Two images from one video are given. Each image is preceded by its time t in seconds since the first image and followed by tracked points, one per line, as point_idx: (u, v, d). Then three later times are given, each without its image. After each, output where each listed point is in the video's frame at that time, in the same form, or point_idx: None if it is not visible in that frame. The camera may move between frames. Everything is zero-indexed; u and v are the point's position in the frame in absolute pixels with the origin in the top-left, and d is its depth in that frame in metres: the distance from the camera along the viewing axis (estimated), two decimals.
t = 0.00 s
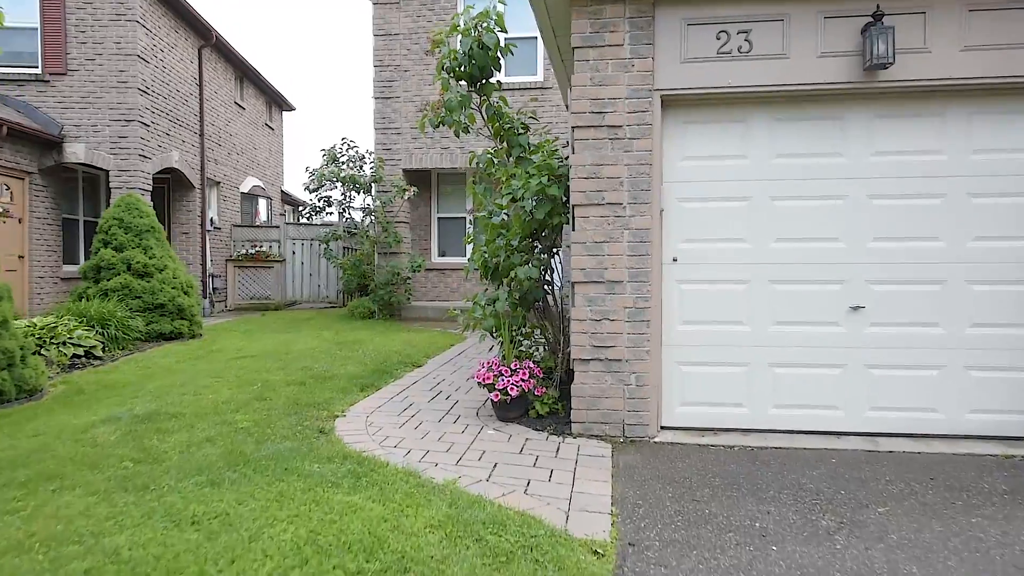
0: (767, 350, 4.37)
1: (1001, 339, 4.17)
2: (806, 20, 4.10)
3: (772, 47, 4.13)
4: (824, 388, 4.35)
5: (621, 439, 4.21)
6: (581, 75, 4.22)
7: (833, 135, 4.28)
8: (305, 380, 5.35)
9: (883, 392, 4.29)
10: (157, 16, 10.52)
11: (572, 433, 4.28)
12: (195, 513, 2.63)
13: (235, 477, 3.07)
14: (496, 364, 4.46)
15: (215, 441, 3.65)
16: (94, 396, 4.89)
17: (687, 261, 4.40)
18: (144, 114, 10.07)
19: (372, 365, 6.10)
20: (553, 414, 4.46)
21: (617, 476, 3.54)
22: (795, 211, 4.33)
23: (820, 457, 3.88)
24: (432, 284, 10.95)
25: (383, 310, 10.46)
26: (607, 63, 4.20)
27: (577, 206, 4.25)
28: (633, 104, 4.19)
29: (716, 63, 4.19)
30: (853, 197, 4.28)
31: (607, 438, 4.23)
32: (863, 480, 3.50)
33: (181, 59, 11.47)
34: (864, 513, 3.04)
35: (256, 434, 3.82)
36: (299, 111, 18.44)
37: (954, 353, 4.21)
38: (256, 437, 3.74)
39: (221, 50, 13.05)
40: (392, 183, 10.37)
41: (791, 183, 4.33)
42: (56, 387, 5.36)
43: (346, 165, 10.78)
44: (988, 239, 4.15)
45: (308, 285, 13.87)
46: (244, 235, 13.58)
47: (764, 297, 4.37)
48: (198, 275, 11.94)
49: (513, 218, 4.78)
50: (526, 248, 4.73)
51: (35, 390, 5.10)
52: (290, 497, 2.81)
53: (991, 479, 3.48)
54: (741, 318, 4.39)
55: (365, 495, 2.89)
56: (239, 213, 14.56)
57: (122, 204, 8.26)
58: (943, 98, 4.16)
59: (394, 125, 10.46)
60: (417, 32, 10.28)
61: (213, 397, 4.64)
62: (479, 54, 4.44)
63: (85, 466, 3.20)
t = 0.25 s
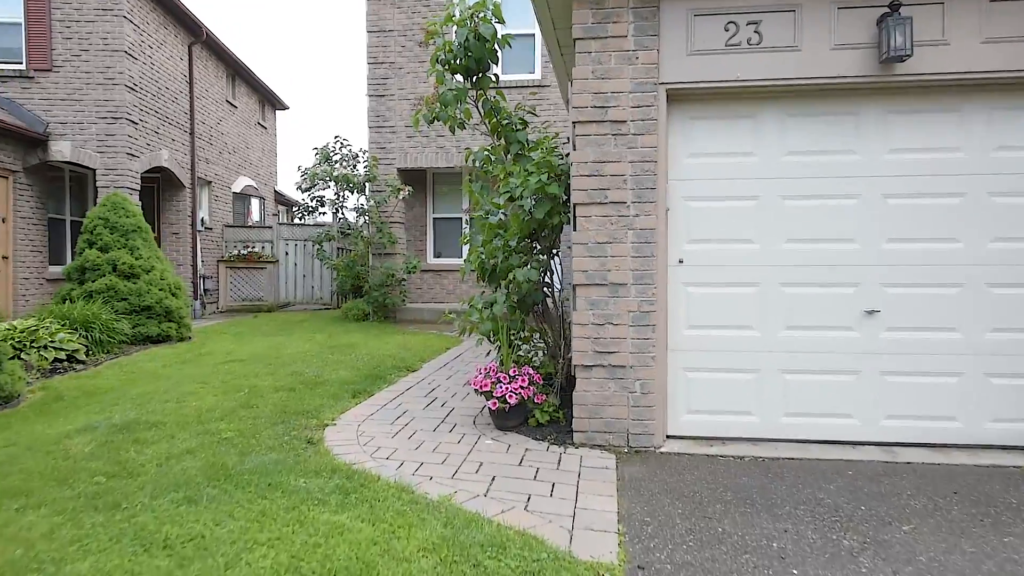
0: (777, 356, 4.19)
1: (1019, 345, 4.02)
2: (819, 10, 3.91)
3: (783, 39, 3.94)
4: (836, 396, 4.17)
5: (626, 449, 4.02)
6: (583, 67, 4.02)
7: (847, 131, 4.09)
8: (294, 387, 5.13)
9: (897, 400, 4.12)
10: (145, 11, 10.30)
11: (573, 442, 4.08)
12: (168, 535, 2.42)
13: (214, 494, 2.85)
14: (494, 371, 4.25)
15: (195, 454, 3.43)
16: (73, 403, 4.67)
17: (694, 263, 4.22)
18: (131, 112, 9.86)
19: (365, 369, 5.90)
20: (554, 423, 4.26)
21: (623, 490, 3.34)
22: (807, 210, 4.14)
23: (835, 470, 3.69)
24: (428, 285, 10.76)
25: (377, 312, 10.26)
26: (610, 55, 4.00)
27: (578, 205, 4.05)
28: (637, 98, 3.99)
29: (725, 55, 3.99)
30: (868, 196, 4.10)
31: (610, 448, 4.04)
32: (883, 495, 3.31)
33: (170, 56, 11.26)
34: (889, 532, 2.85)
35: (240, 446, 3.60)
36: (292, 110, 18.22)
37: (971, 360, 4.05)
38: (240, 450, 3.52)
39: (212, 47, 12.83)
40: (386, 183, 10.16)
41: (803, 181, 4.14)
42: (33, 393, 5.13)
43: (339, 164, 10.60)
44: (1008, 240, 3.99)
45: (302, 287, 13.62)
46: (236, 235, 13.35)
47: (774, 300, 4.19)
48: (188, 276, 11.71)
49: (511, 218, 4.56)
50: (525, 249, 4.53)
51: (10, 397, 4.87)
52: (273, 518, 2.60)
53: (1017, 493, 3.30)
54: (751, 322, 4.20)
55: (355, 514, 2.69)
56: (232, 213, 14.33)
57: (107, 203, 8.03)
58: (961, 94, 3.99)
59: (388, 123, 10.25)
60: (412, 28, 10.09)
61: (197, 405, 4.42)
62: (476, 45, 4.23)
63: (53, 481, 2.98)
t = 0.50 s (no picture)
0: (788, 362, 4.02)
1: None
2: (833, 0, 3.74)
3: (795, 31, 3.77)
4: (850, 404, 4.00)
5: (631, 460, 3.84)
6: (586, 60, 3.84)
7: (861, 127, 3.92)
8: (285, 393, 4.94)
9: (914, 408, 3.95)
10: (134, 7, 10.09)
11: (575, 452, 3.90)
12: (142, 563, 2.23)
13: (195, 515, 2.67)
14: (493, 378, 4.07)
15: (178, 469, 3.24)
16: (53, 411, 4.47)
17: (702, 265, 4.04)
18: (120, 109, 9.64)
19: (359, 374, 5.70)
20: (555, 432, 4.07)
21: (630, 506, 3.16)
22: (821, 210, 3.97)
23: (851, 482, 3.52)
24: (424, 286, 10.58)
25: (372, 313, 10.07)
26: (614, 48, 3.82)
27: (581, 204, 3.87)
28: (643, 92, 3.81)
29: (734, 47, 3.81)
30: (883, 194, 3.92)
31: (615, 458, 3.86)
32: (904, 509, 3.14)
33: (160, 52, 11.05)
34: (915, 553, 2.68)
35: (226, 459, 3.41)
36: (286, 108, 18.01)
37: (990, 365, 3.88)
38: (225, 464, 3.33)
39: (203, 44, 12.62)
40: (381, 181, 9.96)
41: (816, 180, 3.97)
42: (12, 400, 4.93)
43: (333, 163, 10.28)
44: None
45: (296, 288, 13.38)
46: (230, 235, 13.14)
47: (785, 304, 4.01)
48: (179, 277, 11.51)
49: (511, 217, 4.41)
50: (525, 250, 4.37)
51: None
52: (258, 542, 2.42)
53: None
54: (762, 326, 4.03)
55: (346, 536, 2.50)
56: (224, 213, 14.12)
57: (93, 203, 7.81)
58: (980, 88, 3.83)
59: (383, 121, 10.06)
60: (407, 24, 9.91)
61: (181, 414, 4.23)
62: (474, 37, 4.05)
63: (22, 501, 2.79)
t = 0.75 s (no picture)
0: (804, 369, 3.84)
1: None
2: None
3: (813, 22, 3.61)
4: (869, 412, 3.83)
5: (641, 472, 3.67)
6: (595, 52, 3.66)
7: (881, 123, 3.76)
8: (278, 400, 4.76)
9: (935, 417, 3.78)
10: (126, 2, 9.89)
11: (582, 464, 3.72)
12: None
13: (180, 537, 2.49)
14: (497, 386, 3.89)
15: (163, 485, 3.06)
16: (35, 420, 4.28)
17: (714, 268, 3.86)
18: (111, 107, 9.44)
19: (355, 380, 5.52)
20: (561, 442, 3.89)
21: (643, 523, 2.98)
22: (838, 210, 3.80)
23: (874, 496, 3.34)
24: (421, 287, 10.47)
25: (369, 315, 9.89)
26: (625, 40, 3.65)
27: (589, 204, 3.69)
28: (655, 87, 3.63)
29: (750, 40, 3.64)
30: (903, 194, 3.76)
31: (624, 471, 3.68)
32: (932, 526, 2.97)
33: (153, 49, 10.86)
34: None
35: (214, 474, 3.23)
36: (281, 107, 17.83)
37: (1015, 373, 3.72)
38: (214, 480, 3.15)
39: (197, 41, 12.43)
40: (378, 181, 9.79)
41: (833, 179, 3.80)
42: None
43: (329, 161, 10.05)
44: None
45: (292, 289, 13.19)
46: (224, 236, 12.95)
47: (801, 308, 3.84)
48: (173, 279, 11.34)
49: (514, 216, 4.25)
50: (529, 250, 4.21)
51: None
52: (247, 569, 2.24)
53: None
54: (777, 332, 3.85)
55: (343, 562, 2.32)
56: (218, 213, 13.92)
57: (82, 202, 7.59)
58: (1004, 83, 3.67)
59: (380, 119, 9.89)
60: (405, 21, 9.75)
61: (169, 423, 4.04)
62: (477, 28, 3.87)
63: None
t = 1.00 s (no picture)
0: (830, 378, 3.66)
1: None
2: None
3: (840, 12, 3.43)
4: (898, 424, 3.64)
5: (659, 486, 3.49)
6: (610, 45, 3.49)
7: (910, 119, 3.58)
8: (277, 409, 4.57)
9: (967, 428, 3.60)
10: None
11: (596, 477, 3.54)
12: None
13: (170, 564, 2.31)
14: (508, 396, 3.70)
15: (155, 504, 2.87)
16: (22, 430, 4.09)
17: (735, 272, 3.69)
18: (106, 104, 9.25)
19: (356, 386, 5.35)
20: (574, 455, 3.70)
21: (665, 544, 2.80)
22: (864, 210, 3.62)
23: (906, 512, 3.17)
24: (422, 288, 10.30)
25: (369, 318, 9.72)
26: (642, 32, 3.47)
27: (604, 204, 3.52)
28: (674, 81, 3.46)
29: (773, 32, 3.47)
30: (933, 194, 3.57)
31: (640, 485, 3.50)
32: (973, 547, 2.79)
33: (149, 46, 10.67)
34: None
35: (209, 491, 3.04)
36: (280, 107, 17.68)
37: None
38: (210, 498, 2.96)
39: (194, 38, 12.25)
40: (378, 180, 9.61)
41: (859, 178, 3.62)
42: None
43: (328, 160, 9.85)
44: None
45: (290, 290, 13.03)
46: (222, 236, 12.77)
47: (826, 313, 3.65)
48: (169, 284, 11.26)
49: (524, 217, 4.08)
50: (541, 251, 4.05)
51: None
52: None
53: None
54: (801, 338, 3.67)
55: None
56: (215, 213, 13.74)
57: (76, 201, 7.39)
58: None
59: (381, 118, 9.74)
60: (406, 18, 9.61)
61: (162, 434, 3.86)
62: (486, 20, 3.70)
63: None
